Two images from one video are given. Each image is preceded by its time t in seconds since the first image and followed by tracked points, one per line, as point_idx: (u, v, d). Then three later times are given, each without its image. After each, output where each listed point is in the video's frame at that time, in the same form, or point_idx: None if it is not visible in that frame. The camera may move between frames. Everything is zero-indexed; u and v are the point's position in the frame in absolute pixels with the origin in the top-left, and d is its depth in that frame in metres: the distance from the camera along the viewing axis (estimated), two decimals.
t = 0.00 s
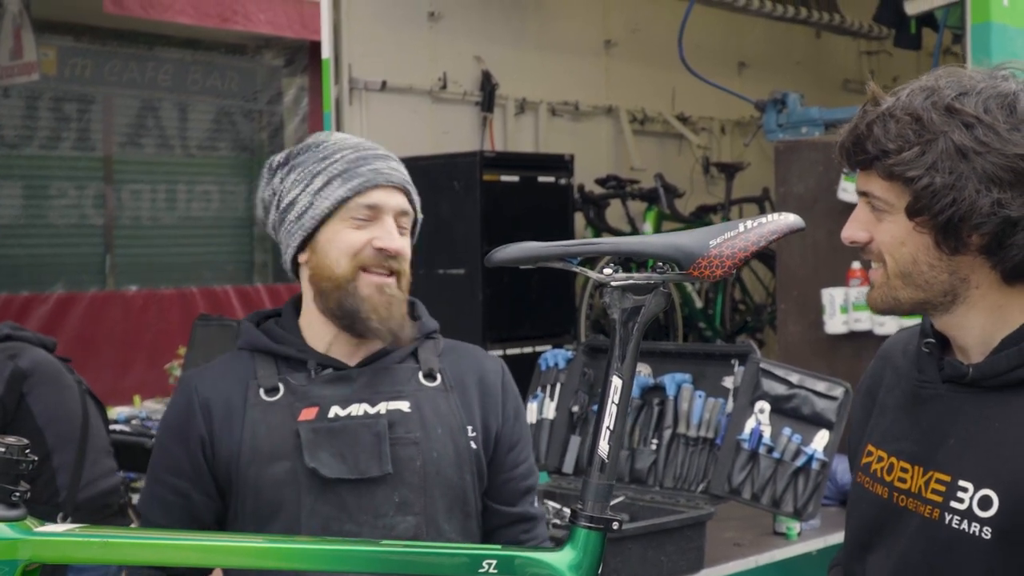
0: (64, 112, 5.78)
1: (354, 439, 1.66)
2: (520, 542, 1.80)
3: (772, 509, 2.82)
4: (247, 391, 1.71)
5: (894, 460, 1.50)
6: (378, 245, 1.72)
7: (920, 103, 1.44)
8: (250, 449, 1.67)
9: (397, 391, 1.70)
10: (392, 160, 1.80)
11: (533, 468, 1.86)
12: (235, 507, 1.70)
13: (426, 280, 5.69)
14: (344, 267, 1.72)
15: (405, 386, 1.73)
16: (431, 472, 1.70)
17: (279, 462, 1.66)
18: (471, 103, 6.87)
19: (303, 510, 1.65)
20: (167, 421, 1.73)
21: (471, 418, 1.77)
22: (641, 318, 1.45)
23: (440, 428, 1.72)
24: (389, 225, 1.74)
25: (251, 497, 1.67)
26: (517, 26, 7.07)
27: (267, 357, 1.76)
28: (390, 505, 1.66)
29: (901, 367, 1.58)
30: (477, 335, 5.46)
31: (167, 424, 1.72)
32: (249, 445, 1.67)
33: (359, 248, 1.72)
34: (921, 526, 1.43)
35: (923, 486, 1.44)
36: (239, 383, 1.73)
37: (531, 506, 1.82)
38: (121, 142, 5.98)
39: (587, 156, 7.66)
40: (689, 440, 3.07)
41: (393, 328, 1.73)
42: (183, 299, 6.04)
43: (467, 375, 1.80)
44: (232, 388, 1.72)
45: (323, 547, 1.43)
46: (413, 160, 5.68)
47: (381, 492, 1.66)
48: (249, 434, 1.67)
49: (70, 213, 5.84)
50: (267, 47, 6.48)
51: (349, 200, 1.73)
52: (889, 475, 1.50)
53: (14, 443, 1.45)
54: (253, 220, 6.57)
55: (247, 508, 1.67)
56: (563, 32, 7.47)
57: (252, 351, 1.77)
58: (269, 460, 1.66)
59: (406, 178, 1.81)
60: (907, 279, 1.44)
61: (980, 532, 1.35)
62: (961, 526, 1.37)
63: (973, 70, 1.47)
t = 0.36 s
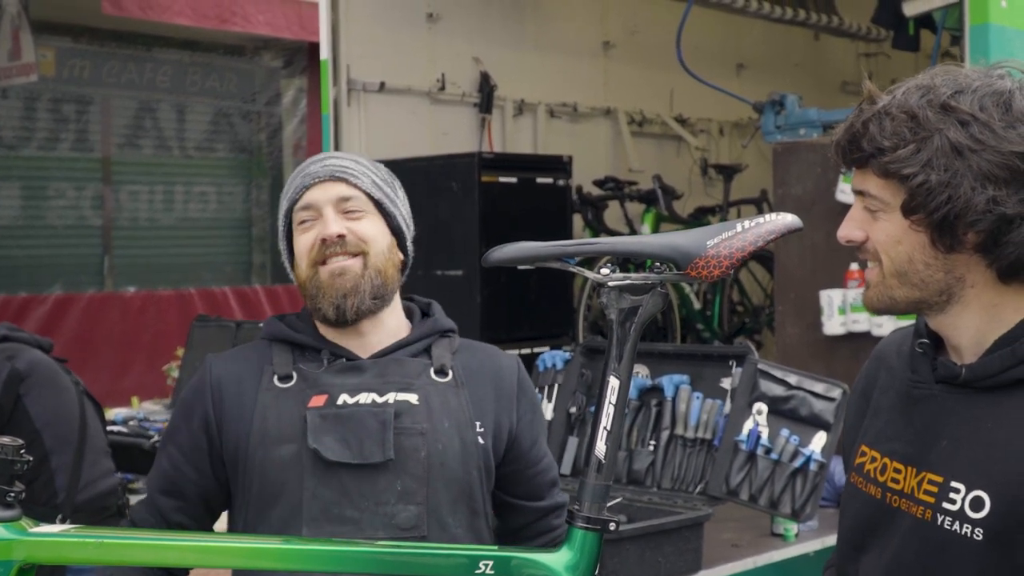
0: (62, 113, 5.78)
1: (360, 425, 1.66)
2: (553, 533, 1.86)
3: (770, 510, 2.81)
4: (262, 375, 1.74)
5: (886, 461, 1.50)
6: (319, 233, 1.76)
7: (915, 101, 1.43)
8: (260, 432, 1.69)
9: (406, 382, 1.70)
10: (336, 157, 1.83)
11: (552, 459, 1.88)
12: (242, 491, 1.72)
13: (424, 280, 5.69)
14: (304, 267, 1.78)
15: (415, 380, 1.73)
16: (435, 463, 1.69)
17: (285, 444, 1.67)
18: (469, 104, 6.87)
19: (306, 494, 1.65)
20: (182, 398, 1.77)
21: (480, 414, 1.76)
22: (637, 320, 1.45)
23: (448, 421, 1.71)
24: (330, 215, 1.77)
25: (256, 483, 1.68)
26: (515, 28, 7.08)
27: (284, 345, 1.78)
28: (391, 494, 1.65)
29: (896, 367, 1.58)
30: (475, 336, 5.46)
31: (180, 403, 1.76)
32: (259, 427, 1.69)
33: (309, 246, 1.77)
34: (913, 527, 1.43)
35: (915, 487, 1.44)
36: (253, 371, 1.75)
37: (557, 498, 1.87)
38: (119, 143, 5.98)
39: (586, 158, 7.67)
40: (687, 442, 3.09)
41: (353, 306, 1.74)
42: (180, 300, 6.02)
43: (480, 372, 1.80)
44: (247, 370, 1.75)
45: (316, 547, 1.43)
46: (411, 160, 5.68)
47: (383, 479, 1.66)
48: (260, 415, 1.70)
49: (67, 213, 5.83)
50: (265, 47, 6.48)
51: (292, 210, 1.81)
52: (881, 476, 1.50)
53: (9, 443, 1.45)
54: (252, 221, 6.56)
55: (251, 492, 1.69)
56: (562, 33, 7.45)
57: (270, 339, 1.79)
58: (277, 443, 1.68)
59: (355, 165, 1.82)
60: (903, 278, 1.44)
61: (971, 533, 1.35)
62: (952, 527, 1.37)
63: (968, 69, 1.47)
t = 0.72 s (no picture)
0: (59, 114, 5.77)
1: (371, 421, 1.65)
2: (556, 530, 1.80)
3: (767, 510, 2.80)
4: (273, 369, 1.74)
5: (885, 461, 1.49)
6: (351, 227, 1.71)
7: (920, 97, 1.43)
8: (271, 425, 1.69)
9: (415, 378, 1.69)
10: (364, 151, 1.82)
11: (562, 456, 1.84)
12: (253, 482, 1.71)
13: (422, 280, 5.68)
14: (330, 257, 1.72)
15: (425, 374, 1.72)
16: (443, 458, 1.68)
17: (296, 438, 1.68)
18: (468, 104, 6.87)
19: (315, 488, 1.65)
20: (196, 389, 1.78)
21: (489, 408, 1.74)
22: (634, 318, 1.44)
23: (457, 417, 1.71)
24: (364, 207, 1.74)
25: (267, 476, 1.69)
26: (513, 28, 7.08)
27: (296, 339, 1.78)
28: (398, 488, 1.65)
29: (893, 367, 1.57)
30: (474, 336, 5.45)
31: (195, 394, 1.77)
32: (269, 421, 1.70)
33: (338, 236, 1.72)
34: (911, 527, 1.42)
35: (914, 487, 1.43)
36: (263, 366, 1.76)
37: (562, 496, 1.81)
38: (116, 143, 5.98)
39: (584, 158, 7.67)
40: (686, 441, 3.09)
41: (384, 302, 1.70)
42: (178, 301, 5.99)
43: (491, 368, 1.78)
44: (257, 364, 1.76)
45: (312, 547, 1.42)
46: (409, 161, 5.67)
47: (390, 475, 1.66)
48: (270, 406, 1.70)
49: (64, 214, 5.82)
50: (263, 48, 6.45)
51: (319, 197, 1.77)
52: (880, 476, 1.49)
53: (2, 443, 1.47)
54: (250, 221, 6.55)
55: (262, 484, 1.69)
56: (560, 33, 7.43)
57: (283, 333, 1.80)
58: (288, 436, 1.68)
59: (385, 161, 1.81)
60: (906, 277, 1.43)
61: (971, 534, 1.34)
62: (951, 528, 1.37)
63: (970, 66, 1.47)
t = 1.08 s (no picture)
0: (58, 113, 5.77)
1: (394, 420, 1.67)
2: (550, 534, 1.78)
3: (767, 509, 2.80)
4: (294, 370, 1.72)
5: (885, 461, 1.49)
6: (466, 250, 1.72)
7: (914, 97, 1.43)
8: (292, 425, 1.67)
9: (438, 379, 1.70)
10: (474, 166, 1.80)
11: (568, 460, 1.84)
12: (276, 480, 1.68)
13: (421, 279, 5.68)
14: (430, 269, 1.72)
15: (445, 374, 1.73)
16: (466, 461, 1.69)
17: (319, 439, 1.67)
18: (467, 103, 6.87)
19: (339, 489, 1.65)
20: (212, 391, 1.74)
21: (508, 410, 1.75)
22: (632, 318, 1.44)
23: (478, 419, 1.71)
24: (475, 234, 1.75)
25: (290, 474, 1.66)
26: (513, 27, 7.07)
27: (315, 338, 1.77)
28: (423, 490, 1.65)
29: (894, 367, 1.57)
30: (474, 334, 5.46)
31: (212, 397, 1.73)
32: (290, 421, 1.67)
33: (445, 254, 1.73)
34: (912, 527, 1.42)
35: (914, 486, 1.43)
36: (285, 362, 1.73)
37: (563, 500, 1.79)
38: (116, 142, 5.97)
39: (584, 158, 7.68)
40: (685, 440, 3.09)
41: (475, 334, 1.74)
42: (176, 300, 6.03)
43: (506, 367, 1.79)
44: (278, 365, 1.72)
45: (311, 546, 1.42)
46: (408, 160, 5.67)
47: (416, 477, 1.66)
48: (291, 407, 1.68)
49: (63, 213, 5.82)
50: (262, 47, 6.47)
51: (444, 202, 1.72)
52: (880, 475, 1.49)
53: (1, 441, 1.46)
54: (250, 221, 6.55)
55: (282, 485, 1.67)
56: (559, 33, 7.42)
57: (302, 332, 1.78)
58: (308, 438, 1.67)
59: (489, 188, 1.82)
60: (896, 274, 1.43)
61: (971, 534, 1.34)
62: (951, 527, 1.36)
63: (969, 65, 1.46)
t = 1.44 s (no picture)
0: (59, 111, 5.77)
1: (411, 415, 1.66)
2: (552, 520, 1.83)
3: (768, 507, 2.81)
4: (305, 364, 1.71)
5: (887, 459, 1.49)
6: (472, 236, 1.73)
7: (902, 98, 1.42)
8: (306, 421, 1.66)
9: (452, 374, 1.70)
10: (468, 154, 1.82)
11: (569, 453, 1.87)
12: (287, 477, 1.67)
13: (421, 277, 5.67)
14: (439, 257, 1.72)
15: (457, 369, 1.73)
16: (481, 456, 1.68)
17: (333, 434, 1.66)
18: (467, 101, 6.87)
19: (356, 484, 1.64)
20: (220, 376, 1.72)
21: (518, 405, 1.75)
22: (633, 316, 1.43)
23: (491, 413, 1.71)
24: (478, 219, 1.77)
25: (304, 469, 1.65)
26: (513, 25, 7.06)
27: (324, 333, 1.75)
28: (440, 485, 1.65)
29: (896, 365, 1.56)
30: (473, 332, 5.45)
31: (217, 386, 1.70)
32: (304, 413, 1.66)
33: (453, 240, 1.73)
34: (913, 526, 1.42)
35: (914, 486, 1.43)
36: (296, 356, 1.72)
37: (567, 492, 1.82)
38: (116, 139, 5.97)
39: (584, 156, 7.68)
40: (686, 438, 3.09)
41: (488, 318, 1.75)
42: (177, 298, 6.00)
43: (513, 363, 1.80)
44: (288, 359, 1.71)
45: (311, 545, 1.42)
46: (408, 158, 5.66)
47: (432, 471, 1.66)
48: (305, 404, 1.67)
49: (63, 211, 5.81)
50: (262, 46, 6.46)
51: (445, 188, 1.73)
52: (881, 474, 1.49)
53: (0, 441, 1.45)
54: (251, 219, 6.54)
55: (297, 482, 1.66)
56: (559, 32, 7.38)
57: (310, 326, 1.77)
58: (322, 433, 1.65)
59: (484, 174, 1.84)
60: (894, 275, 1.43)
61: (971, 533, 1.34)
62: (951, 527, 1.36)
63: (962, 64, 1.46)
